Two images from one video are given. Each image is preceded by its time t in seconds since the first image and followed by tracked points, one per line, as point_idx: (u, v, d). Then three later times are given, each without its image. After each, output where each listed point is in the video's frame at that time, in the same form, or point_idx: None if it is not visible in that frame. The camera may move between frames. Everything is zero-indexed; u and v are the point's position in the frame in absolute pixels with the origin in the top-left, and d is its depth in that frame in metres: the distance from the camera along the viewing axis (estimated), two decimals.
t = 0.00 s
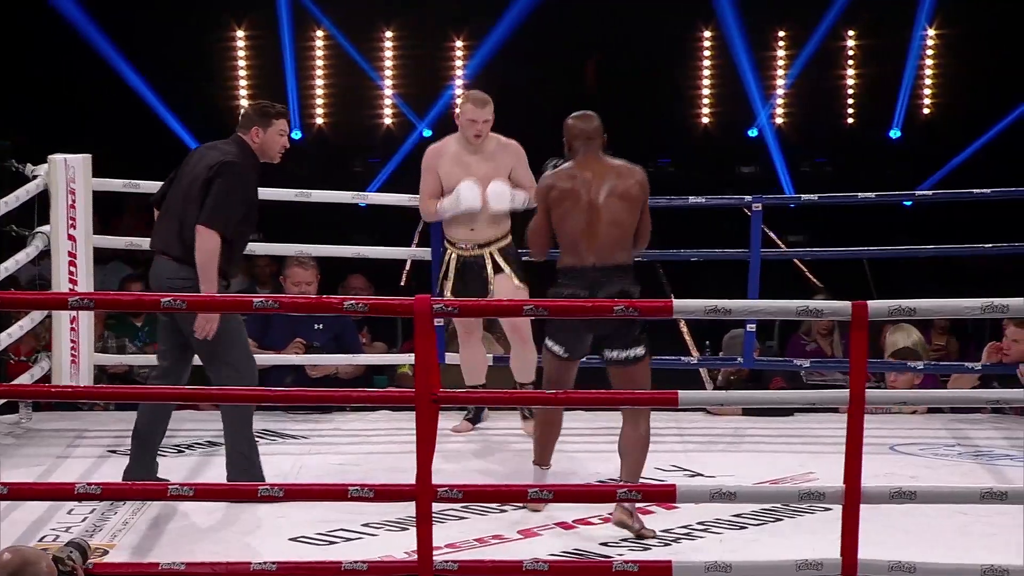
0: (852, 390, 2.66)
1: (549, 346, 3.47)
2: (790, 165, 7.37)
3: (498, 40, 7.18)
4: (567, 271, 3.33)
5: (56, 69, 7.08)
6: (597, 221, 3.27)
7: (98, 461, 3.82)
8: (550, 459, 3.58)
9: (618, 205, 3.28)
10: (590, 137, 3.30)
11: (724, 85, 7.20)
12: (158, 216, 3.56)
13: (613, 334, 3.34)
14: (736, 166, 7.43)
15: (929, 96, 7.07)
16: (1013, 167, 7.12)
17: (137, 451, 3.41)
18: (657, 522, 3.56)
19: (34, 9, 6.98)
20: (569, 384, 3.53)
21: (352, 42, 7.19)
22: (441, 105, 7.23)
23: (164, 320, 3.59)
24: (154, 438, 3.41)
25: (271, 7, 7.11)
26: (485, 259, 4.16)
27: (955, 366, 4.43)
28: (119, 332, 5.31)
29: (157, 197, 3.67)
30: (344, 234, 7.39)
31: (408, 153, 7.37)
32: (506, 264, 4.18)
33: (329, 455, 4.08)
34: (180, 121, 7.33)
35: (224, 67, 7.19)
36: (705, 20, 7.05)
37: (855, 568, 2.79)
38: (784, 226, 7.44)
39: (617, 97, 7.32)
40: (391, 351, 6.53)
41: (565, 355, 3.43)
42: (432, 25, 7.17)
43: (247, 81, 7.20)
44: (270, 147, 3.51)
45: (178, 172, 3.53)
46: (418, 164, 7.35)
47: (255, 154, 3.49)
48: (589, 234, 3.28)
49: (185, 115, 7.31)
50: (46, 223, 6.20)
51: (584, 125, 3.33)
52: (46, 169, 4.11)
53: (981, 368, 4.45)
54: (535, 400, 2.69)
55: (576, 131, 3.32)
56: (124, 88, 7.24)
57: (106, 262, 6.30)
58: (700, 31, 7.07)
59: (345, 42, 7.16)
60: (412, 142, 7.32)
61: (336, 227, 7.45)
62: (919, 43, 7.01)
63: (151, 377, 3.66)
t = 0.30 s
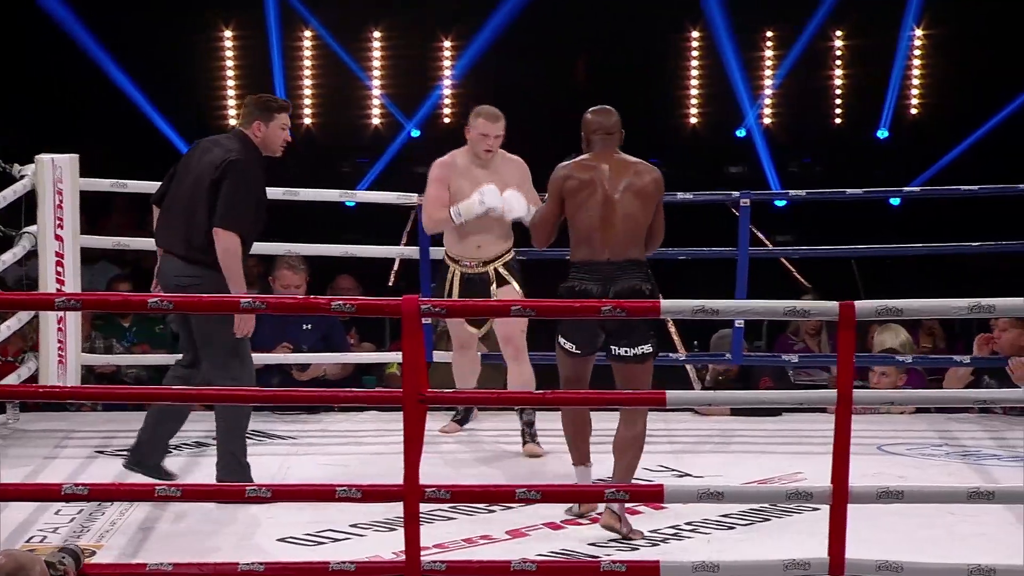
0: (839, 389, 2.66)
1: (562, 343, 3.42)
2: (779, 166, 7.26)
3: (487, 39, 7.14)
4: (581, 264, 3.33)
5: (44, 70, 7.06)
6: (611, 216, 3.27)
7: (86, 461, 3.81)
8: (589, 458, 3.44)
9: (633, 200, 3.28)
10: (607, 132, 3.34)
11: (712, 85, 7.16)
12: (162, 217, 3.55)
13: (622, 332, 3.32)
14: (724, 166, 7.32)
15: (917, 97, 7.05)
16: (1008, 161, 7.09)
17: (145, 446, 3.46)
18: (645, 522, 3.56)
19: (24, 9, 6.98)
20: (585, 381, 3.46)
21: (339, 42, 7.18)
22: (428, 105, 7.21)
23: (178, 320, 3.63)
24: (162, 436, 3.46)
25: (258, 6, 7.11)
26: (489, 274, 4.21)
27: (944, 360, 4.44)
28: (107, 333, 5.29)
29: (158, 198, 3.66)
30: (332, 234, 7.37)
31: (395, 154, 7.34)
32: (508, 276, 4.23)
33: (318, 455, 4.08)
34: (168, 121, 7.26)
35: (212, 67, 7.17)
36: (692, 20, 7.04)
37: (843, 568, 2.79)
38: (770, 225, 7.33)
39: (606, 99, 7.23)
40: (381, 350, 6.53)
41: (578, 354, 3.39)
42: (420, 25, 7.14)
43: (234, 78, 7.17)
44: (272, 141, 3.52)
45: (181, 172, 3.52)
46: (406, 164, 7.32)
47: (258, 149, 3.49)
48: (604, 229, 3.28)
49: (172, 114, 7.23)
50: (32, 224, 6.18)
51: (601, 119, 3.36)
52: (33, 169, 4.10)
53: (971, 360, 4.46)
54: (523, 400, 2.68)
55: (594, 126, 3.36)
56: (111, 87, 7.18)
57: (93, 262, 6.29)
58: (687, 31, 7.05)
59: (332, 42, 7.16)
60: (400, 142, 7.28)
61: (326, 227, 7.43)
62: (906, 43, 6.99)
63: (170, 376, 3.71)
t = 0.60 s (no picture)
0: (825, 387, 2.65)
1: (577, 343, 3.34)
2: (763, 165, 7.24)
3: (473, 37, 7.11)
4: (591, 264, 3.29)
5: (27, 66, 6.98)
6: (619, 214, 3.25)
7: (71, 460, 3.81)
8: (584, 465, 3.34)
9: (639, 197, 3.27)
10: (610, 130, 3.32)
11: (697, 82, 7.13)
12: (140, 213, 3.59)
13: (645, 332, 3.27)
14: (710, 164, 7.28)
15: (901, 96, 7.03)
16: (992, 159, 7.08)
17: (151, 448, 3.55)
18: (631, 519, 3.56)
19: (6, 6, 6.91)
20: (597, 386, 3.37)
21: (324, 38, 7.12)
22: (413, 103, 7.20)
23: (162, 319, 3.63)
24: (166, 438, 3.56)
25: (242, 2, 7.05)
26: (489, 266, 4.12)
27: (928, 357, 4.45)
28: (91, 330, 5.31)
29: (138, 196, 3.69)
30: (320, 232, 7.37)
31: (380, 152, 7.29)
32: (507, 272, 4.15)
33: (303, 453, 4.08)
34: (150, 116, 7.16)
35: (196, 65, 7.07)
36: (677, 19, 7.04)
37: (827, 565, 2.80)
38: (755, 224, 7.27)
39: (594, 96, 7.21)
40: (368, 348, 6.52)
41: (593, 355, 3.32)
42: (406, 23, 7.12)
43: (220, 75, 7.11)
44: (239, 132, 3.52)
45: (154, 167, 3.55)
46: (391, 162, 7.29)
47: (225, 140, 3.50)
48: (613, 226, 3.25)
49: (156, 111, 7.14)
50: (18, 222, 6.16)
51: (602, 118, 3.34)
52: (17, 167, 4.09)
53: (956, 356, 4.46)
54: (508, 398, 2.68)
55: (595, 126, 3.34)
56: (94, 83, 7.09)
57: (77, 260, 6.28)
58: (674, 29, 7.05)
59: (318, 41, 7.10)
60: (385, 140, 7.24)
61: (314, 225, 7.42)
62: (891, 41, 6.99)
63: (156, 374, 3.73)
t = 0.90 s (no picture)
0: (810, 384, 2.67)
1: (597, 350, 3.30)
2: (751, 163, 7.20)
3: (459, 35, 7.09)
4: (621, 272, 3.29)
5: (14, 67, 7.00)
6: (652, 220, 3.25)
7: (56, 458, 3.81)
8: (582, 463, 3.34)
9: (671, 203, 3.28)
10: (643, 135, 3.33)
11: (683, 79, 7.04)
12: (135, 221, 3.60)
13: (670, 335, 3.29)
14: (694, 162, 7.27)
15: (887, 94, 7.00)
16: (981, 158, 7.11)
17: (141, 449, 3.55)
18: (617, 517, 3.57)
19: None
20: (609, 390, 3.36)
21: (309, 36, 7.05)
22: (398, 104, 7.13)
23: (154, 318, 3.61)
24: (156, 439, 3.55)
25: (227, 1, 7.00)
26: (466, 275, 4.01)
27: (914, 354, 4.45)
28: (77, 329, 5.30)
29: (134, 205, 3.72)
30: (308, 231, 7.36)
31: (366, 150, 7.26)
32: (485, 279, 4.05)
33: (290, 452, 4.07)
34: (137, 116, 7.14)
35: (182, 63, 7.04)
36: (664, 17, 6.98)
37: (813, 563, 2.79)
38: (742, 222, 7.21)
39: (581, 95, 7.21)
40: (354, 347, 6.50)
41: (613, 361, 3.29)
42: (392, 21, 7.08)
43: (205, 74, 7.06)
44: (222, 130, 3.51)
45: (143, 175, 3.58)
46: (378, 161, 7.28)
47: (208, 139, 3.48)
48: (645, 234, 3.26)
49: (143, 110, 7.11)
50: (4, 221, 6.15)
51: (635, 121, 3.35)
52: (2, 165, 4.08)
53: (941, 355, 4.47)
54: (495, 396, 2.68)
55: (629, 129, 3.35)
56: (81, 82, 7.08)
57: (63, 259, 6.26)
58: (659, 28, 6.99)
59: (303, 38, 7.04)
60: (371, 139, 7.20)
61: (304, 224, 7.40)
62: (877, 40, 6.96)
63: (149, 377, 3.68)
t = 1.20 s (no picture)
0: (797, 382, 2.65)
1: (589, 347, 3.30)
2: (736, 162, 7.20)
3: (447, 33, 7.07)
4: (617, 269, 3.28)
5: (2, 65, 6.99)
6: (644, 215, 3.26)
7: (44, 457, 3.80)
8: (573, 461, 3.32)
9: (659, 197, 3.29)
10: (622, 130, 3.36)
11: (670, 78, 7.10)
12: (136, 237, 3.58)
13: (660, 332, 3.27)
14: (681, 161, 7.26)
15: (874, 92, 7.01)
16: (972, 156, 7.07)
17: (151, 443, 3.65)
18: (605, 515, 3.56)
19: None
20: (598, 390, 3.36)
21: (297, 35, 7.07)
22: (387, 101, 7.15)
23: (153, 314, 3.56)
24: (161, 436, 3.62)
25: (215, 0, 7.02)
26: (455, 277, 3.93)
27: (902, 353, 4.45)
28: (64, 328, 5.30)
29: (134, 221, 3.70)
30: (299, 229, 7.35)
31: (354, 148, 7.25)
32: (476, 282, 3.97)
33: (277, 451, 4.07)
34: (126, 116, 7.13)
35: (171, 62, 7.03)
36: (651, 15, 7.01)
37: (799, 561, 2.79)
38: (729, 220, 7.25)
39: (569, 95, 7.20)
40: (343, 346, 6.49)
41: (604, 358, 3.29)
42: (380, 18, 7.08)
43: (193, 72, 7.05)
44: (225, 135, 3.51)
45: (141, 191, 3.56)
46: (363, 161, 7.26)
47: (209, 143, 3.49)
48: (637, 230, 3.25)
49: (132, 110, 7.10)
50: None
51: (613, 117, 3.38)
52: None
53: (929, 352, 4.48)
54: (482, 395, 2.68)
55: (608, 125, 3.37)
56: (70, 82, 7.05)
57: (50, 258, 6.26)
58: (647, 26, 7.04)
59: (291, 36, 7.06)
60: (359, 138, 7.20)
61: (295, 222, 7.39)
62: (864, 38, 6.98)
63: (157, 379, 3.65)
